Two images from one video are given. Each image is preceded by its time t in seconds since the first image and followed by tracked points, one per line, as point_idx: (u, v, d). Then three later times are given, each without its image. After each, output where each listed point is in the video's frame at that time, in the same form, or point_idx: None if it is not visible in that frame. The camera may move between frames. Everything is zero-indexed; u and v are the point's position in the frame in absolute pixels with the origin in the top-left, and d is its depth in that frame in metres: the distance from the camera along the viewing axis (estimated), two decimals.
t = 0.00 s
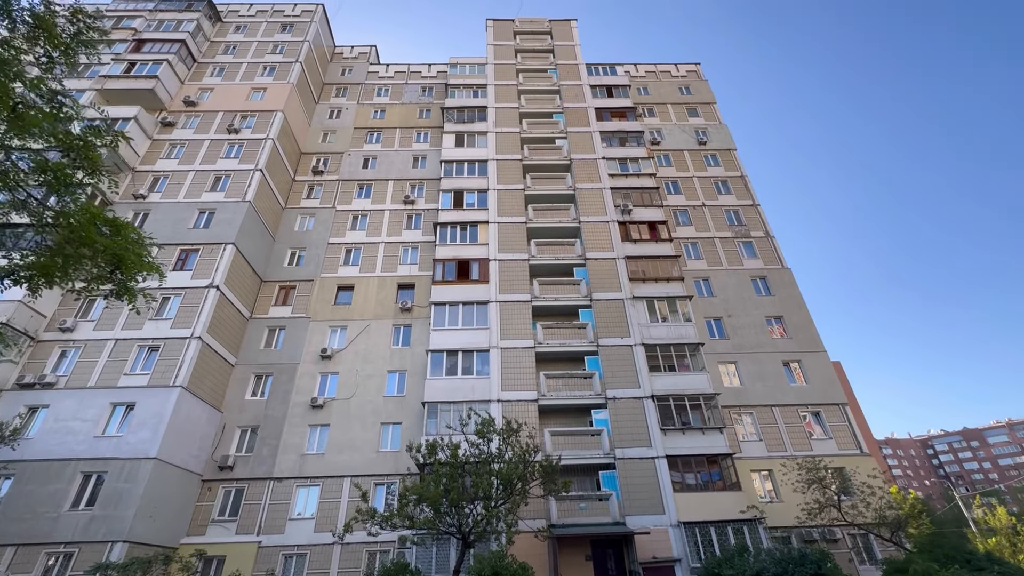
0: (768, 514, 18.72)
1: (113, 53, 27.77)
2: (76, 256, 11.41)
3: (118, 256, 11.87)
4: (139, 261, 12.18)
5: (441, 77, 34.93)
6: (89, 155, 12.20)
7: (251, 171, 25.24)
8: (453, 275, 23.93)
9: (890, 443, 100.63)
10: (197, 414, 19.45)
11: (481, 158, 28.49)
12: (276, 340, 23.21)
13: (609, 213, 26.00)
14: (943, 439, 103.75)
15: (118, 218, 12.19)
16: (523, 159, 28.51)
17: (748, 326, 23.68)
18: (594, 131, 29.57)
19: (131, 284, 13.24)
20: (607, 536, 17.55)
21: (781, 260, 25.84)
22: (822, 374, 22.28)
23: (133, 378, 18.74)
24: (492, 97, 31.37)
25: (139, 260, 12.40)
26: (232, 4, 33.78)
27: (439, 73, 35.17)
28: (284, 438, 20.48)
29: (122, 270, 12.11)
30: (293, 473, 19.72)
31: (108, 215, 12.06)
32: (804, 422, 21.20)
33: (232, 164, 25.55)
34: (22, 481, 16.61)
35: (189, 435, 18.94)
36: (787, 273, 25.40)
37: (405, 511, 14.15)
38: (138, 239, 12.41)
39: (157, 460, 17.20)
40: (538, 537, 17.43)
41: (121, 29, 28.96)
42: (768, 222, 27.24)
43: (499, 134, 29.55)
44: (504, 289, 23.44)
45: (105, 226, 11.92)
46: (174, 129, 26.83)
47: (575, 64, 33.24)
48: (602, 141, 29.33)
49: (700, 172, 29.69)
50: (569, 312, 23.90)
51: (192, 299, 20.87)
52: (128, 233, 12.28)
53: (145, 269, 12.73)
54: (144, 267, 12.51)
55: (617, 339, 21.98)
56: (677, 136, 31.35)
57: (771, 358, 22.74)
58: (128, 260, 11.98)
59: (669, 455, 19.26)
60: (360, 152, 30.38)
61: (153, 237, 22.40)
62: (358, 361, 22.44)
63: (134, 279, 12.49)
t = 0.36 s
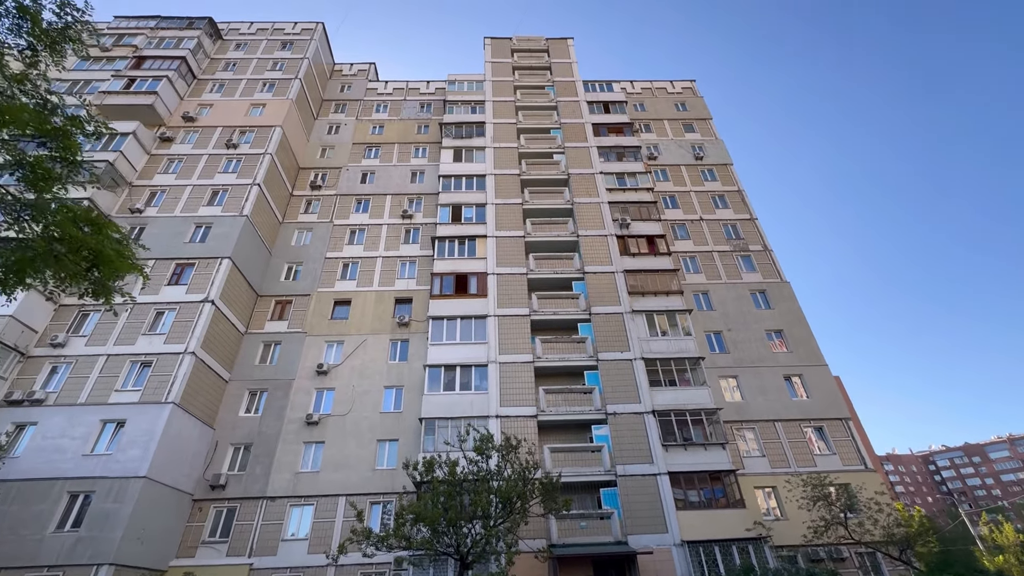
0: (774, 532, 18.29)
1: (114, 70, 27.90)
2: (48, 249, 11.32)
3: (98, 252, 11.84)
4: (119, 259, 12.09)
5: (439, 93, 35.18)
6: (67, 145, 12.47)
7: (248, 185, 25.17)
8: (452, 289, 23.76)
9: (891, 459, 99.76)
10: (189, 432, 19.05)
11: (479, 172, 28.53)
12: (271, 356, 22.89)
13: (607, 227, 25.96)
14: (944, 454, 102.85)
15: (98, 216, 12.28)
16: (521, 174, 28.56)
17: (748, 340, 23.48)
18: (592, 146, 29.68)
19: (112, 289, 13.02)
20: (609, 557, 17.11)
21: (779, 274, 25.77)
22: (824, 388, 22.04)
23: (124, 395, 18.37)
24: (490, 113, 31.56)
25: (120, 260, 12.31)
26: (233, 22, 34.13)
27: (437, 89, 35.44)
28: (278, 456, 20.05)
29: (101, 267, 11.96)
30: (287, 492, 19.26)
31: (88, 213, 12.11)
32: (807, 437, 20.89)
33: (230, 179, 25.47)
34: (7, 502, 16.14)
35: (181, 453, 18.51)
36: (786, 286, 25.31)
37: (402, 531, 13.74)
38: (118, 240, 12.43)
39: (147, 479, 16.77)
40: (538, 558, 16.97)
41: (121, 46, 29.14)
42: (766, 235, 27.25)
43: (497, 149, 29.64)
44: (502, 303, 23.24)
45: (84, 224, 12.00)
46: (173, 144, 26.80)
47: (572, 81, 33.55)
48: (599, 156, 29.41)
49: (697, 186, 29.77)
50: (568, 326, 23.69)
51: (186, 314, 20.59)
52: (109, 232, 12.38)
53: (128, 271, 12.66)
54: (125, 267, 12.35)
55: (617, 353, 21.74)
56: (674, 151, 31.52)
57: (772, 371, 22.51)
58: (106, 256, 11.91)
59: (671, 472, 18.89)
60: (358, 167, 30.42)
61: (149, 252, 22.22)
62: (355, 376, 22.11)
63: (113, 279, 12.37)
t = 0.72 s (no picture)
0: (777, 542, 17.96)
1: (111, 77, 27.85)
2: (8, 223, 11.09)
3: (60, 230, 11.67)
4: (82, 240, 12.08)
5: (437, 101, 35.22)
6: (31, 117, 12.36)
7: (245, 191, 25.02)
8: (449, 296, 23.56)
9: (891, 468, 99.19)
10: (181, 441, 18.70)
11: (477, 179, 28.46)
12: (266, 363, 22.59)
13: (605, 234, 25.86)
14: (944, 464, 102.32)
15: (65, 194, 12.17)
16: (519, 180, 28.48)
17: (748, 346, 23.29)
18: (589, 153, 29.68)
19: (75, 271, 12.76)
20: (610, 568, 16.76)
21: (778, 280, 25.65)
22: (825, 394, 21.83)
23: (114, 403, 18.04)
24: (487, 121, 31.57)
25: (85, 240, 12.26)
26: (231, 31, 34.23)
27: (435, 97, 35.49)
28: (272, 466, 19.69)
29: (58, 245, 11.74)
30: (280, 502, 18.89)
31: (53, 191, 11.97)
32: (809, 444, 20.64)
33: (226, 185, 25.31)
34: None
35: (172, 463, 18.15)
36: (785, 292, 25.19)
37: (396, 541, 13.39)
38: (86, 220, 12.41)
39: (136, 489, 16.41)
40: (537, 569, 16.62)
41: (119, 53, 29.14)
42: (764, 242, 27.18)
43: (495, 156, 29.60)
44: (500, 309, 23.04)
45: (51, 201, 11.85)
46: (169, 150, 26.65)
47: (569, 90, 33.65)
48: (597, 163, 29.39)
49: (694, 193, 29.74)
50: (566, 333, 23.47)
51: (179, 321, 20.31)
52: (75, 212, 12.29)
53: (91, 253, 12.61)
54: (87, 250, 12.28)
55: (616, 360, 21.52)
56: (671, 158, 31.54)
57: (772, 378, 22.30)
58: (70, 235, 11.83)
59: (672, 480, 18.60)
60: (355, 174, 30.32)
61: (143, 258, 22.00)
62: (350, 384, 21.82)
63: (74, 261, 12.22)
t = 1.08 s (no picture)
0: (779, 543, 17.74)
1: (106, 75, 27.61)
2: None
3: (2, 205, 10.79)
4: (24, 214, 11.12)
5: (434, 100, 35.02)
6: None
7: (240, 190, 24.78)
8: (446, 295, 23.36)
9: (890, 469, 99.13)
10: (175, 442, 18.43)
11: (475, 178, 28.26)
12: (261, 364, 22.33)
13: (604, 233, 25.67)
14: (943, 464, 102.21)
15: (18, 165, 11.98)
16: (517, 179, 28.27)
17: (748, 346, 23.11)
18: (588, 151, 29.51)
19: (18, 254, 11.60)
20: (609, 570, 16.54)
21: (778, 279, 25.49)
22: (826, 394, 21.66)
23: (106, 404, 17.76)
24: (485, 119, 31.38)
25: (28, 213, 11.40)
26: (227, 29, 34.02)
27: (432, 96, 35.29)
28: (267, 467, 19.42)
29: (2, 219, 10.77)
30: (275, 504, 18.61)
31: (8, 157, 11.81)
32: (810, 444, 20.45)
33: (221, 184, 25.06)
34: None
35: (165, 464, 17.88)
36: (785, 291, 25.04)
37: (393, 543, 13.17)
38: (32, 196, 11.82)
39: (128, 491, 16.14)
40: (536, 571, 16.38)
41: (114, 52, 28.90)
42: (764, 241, 27.03)
43: (493, 154, 29.41)
44: (498, 309, 22.83)
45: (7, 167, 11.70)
46: (164, 149, 26.38)
47: (567, 89, 33.49)
48: (595, 162, 29.21)
49: (693, 192, 29.58)
50: (565, 332, 23.26)
51: (173, 320, 20.05)
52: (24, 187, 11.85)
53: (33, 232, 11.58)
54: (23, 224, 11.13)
55: (615, 359, 21.31)
56: (670, 157, 31.39)
57: (773, 378, 22.12)
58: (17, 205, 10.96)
59: (672, 481, 18.38)
60: (352, 173, 30.10)
61: (137, 257, 21.76)
62: (347, 384, 21.57)
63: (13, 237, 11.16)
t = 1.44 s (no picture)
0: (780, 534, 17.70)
1: (101, 65, 27.30)
2: None
3: None
4: None
5: (434, 91, 34.72)
6: None
7: (238, 181, 24.55)
8: (446, 286, 23.21)
9: (889, 462, 99.52)
10: (174, 434, 18.34)
11: (475, 169, 28.02)
12: (260, 356, 22.21)
13: (605, 224, 25.48)
14: (942, 457, 102.55)
15: None
16: (517, 170, 28.04)
17: (749, 337, 22.99)
18: (588, 142, 29.27)
19: None
20: (610, 561, 16.52)
21: (780, 270, 25.34)
22: (828, 385, 21.56)
23: (104, 395, 17.64)
24: (485, 110, 31.10)
25: None
26: (223, 19, 33.67)
27: (432, 87, 34.97)
28: (267, 459, 19.33)
29: None
30: (275, 496, 18.54)
31: None
32: (811, 436, 20.37)
33: (219, 175, 24.83)
34: None
35: (164, 456, 17.79)
36: (787, 283, 24.89)
37: (393, 534, 13.09)
38: None
39: (127, 482, 16.05)
40: (537, 562, 16.33)
41: (110, 41, 28.57)
42: (766, 233, 26.86)
43: (493, 145, 29.15)
44: (498, 300, 22.68)
45: None
46: (161, 140, 26.13)
47: (568, 79, 33.19)
48: (596, 153, 28.96)
49: (695, 183, 29.35)
50: (566, 324, 23.14)
51: (171, 312, 19.91)
52: None
53: None
54: None
55: (616, 351, 21.20)
56: (672, 148, 31.13)
57: (774, 369, 22.01)
58: None
59: (673, 472, 18.31)
60: (351, 165, 29.87)
61: (135, 249, 21.59)
62: (346, 376, 21.47)
63: None
